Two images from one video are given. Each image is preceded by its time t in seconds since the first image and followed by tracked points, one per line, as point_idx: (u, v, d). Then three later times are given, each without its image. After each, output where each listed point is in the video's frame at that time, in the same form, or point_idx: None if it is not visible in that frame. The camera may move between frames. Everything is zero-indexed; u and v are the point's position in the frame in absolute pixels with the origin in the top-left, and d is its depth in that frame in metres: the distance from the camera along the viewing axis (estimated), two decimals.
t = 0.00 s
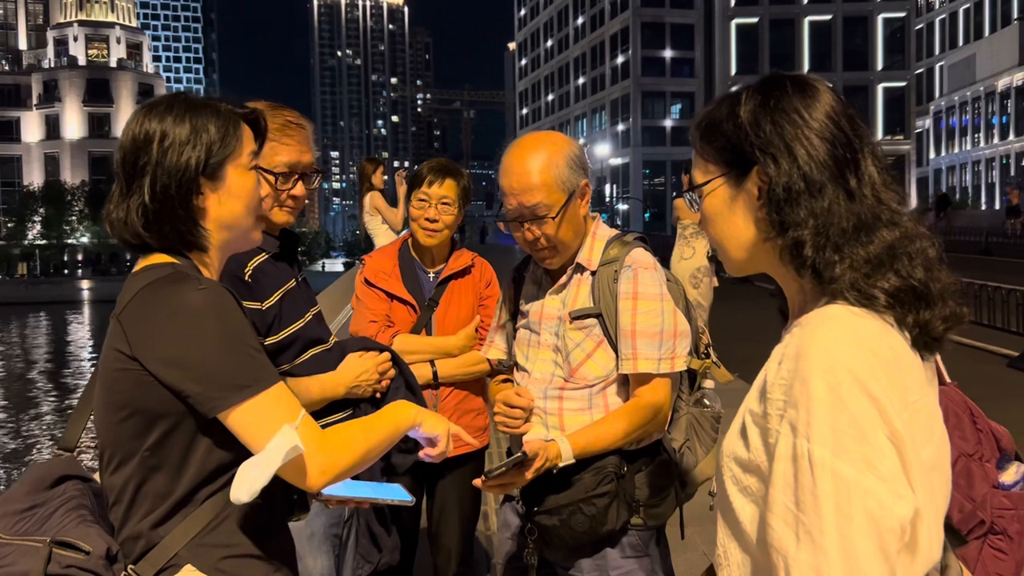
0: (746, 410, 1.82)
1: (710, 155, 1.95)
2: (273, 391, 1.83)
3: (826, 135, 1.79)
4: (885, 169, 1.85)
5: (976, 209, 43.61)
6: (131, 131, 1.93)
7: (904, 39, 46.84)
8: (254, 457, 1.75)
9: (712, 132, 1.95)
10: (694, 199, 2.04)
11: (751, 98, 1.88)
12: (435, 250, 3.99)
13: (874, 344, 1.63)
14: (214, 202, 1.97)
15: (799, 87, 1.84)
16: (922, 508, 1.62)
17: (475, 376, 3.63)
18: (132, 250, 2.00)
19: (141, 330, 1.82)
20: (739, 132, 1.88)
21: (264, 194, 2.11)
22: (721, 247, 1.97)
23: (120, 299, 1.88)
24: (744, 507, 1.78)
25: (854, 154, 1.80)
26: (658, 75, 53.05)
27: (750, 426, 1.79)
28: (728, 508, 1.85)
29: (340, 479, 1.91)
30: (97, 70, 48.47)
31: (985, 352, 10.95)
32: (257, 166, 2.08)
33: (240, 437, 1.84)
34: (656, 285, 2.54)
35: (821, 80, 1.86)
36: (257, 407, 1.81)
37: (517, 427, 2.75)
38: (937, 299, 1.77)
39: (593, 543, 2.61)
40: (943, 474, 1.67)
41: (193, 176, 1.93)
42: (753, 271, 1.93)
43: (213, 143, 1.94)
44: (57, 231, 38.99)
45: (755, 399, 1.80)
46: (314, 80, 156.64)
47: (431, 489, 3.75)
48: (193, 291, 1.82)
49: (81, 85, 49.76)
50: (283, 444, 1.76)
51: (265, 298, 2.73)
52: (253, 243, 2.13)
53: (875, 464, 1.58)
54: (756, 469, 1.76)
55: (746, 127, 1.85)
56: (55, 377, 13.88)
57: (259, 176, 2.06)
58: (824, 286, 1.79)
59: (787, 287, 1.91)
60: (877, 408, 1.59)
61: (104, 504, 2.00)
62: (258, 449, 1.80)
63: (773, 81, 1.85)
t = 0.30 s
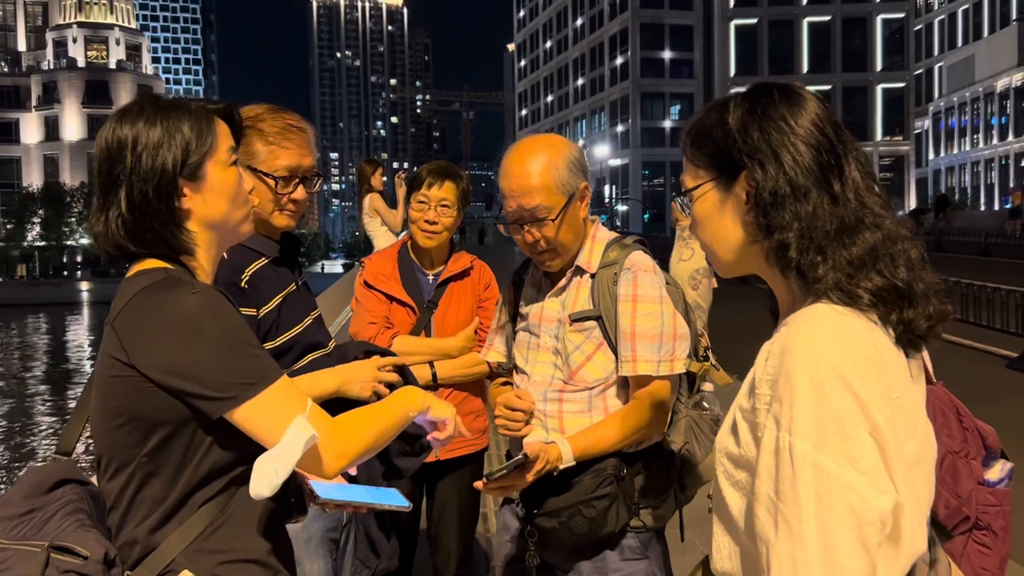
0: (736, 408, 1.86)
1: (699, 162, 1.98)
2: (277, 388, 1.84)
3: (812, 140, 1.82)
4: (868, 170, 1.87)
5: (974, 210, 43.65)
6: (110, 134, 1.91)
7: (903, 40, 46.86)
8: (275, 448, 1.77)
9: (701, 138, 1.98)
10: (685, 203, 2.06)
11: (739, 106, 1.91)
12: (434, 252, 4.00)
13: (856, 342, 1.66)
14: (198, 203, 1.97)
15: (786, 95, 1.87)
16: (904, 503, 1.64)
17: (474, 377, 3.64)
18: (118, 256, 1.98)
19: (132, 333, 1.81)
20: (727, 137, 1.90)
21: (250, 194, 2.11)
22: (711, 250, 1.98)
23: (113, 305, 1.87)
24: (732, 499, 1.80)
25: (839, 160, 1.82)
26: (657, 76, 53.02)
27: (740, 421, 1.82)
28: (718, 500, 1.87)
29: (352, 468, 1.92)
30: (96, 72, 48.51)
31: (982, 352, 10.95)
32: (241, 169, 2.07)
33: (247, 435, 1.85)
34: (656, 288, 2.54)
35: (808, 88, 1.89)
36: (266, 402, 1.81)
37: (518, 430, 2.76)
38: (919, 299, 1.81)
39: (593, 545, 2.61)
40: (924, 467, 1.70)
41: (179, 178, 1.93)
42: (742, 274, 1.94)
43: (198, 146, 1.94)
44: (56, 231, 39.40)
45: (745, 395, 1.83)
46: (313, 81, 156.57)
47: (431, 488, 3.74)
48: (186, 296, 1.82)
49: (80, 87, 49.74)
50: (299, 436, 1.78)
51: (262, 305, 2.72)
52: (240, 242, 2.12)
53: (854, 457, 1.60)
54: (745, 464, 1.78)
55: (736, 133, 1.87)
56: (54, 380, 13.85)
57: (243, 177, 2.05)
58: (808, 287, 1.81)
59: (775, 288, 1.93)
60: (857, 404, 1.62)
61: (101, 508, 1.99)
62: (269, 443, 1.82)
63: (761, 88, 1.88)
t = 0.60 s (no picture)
0: (740, 393, 1.85)
1: (702, 155, 1.97)
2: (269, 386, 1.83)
3: (813, 135, 1.83)
4: (868, 167, 1.87)
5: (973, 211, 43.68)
6: (102, 133, 1.91)
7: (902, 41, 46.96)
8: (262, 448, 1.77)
9: (705, 133, 1.97)
10: (688, 197, 2.06)
11: (743, 101, 1.91)
12: (432, 252, 3.99)
13: (860, 329, 1.68)
14: (193, 202, 1.96)
15: (790, 91, 1.87)
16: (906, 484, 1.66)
17: (472, 377, 3.65)
18: (110, 252, 1.97)
19: (124, 333, 1.81)
20: (730, 132, 1.90)
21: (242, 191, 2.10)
22: (713, 244, 1.98)
23: (106, 304, 1.86)
24: (736, 486, 1.81)
25: (841, 156, 1.83)
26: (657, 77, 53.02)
27: (744, 408, 1.82)
28: (720, 485, 1.87)
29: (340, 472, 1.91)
30: (95, 73, 48.50)
31: (980, 352, 10.96)
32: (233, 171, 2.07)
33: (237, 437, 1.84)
34: (654, 288, 2.53)
35: (811, 86, 1.89)
36: (255, 402, 1.81)
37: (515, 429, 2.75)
38: (919, 291, 1.82)
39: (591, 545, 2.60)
40: (925, 453, 1.71)
41: (172, 177, 1.92)
42: (745, 266, 1.94)
43: (190, 145, 1.93)
44: (55, 232, 39.27)
45: (748, 381, 1.83)
46: (313, 83, 156.52)
47: (430, 487, 3.74)
48: (178, 295, 1.82)
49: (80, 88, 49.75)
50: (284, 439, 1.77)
51: (258, 300, 2.78)
52: (235, 241, 2.12)
53: (862, 439, 1.61)
54: (751, 449, 1.78)
55: (740, 128, 1.88)
56: (52, 381, 13.83)
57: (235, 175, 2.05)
58: (812, 277, 1.82)
59: (778, 280, 1.93)
60: (865, 387, 1.63)
61: (97, 507, 1.99)
62: (258, 445, 1.80)
63: (764, 84, 1.88)
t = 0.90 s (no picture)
0: (740, 385, 1.85)
1: (702, 155, 1.96)
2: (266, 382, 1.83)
3: (813, 134, 1.83)
4: (864, 168, 1.88)
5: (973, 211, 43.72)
6: (107, 130, 1.91)
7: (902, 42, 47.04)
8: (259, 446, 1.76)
9: (706, 132, 1.96)
10: (688, 195, 2.05)
11: (742, 104, 1.91)
12: (431, 253, 3.99)
13: (858, 320, 1.68)
14: (191, 203, 1.96)
15: (788, 94, 1.87)
16: (906, 467, 1.66)
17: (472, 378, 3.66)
18: (107, 249, 1.97)
19: (120, 333, 1.81)
20: (732, 131, 1.90)
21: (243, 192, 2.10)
22: (713, 242, 1.97)
23: (104, 300, 1.86)
24: (739, 478, 1.80)
25: (837, 157, 1.84)
26: (657, 79, 53.05)
27: (745, 399, 1.81)
28: (723, 475, 1.86)
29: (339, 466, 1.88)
30: (95, 74, 48.54)
31: (980, 353, 10.97)
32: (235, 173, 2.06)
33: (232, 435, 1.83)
34: (652, 289, 2.53)
35: (809, 90, 1.89)
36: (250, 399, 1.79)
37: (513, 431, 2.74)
38: (915, 286, 1.83)
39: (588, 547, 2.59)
40: (922, 437, 1.72)
41: (173, 176, 1.91)
42: (744, 266, 1.94)
43: (194, 146, 1.93)
44: (55, 233, 39.26)
45: (749, 372, 1.83)
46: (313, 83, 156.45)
47: (428, 490, 3.74)
48: (169, 296, 1.81)
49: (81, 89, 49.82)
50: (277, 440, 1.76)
51: (265, 287, 2.87)
52: (231, 246, 2.11)
53: (864, 422, 1.61)
54: (752, 439, 1.77)
55: (739, 127, 1.88)
56: (54, 382, 13.83)
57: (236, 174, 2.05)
58: (811, 271, 1.82)
59: (774, 276, 1.93)
60: (867, 376, 1.64)
61: (95, 510, 1.98)
62: (254, 447, 1.79)
63: (764, 88, 1.88)
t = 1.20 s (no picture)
0: (742, 382, 1.84)
1: (696, 158, 1.96)
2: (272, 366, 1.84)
3: (805, 134, 1.83)
4: (856, 166, 1.88)
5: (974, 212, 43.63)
6: (110, 127, 1.91)
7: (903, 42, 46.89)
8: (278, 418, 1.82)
9: (700, 136, 1.95)
10: (683, 199, 2.04)
11: (735, 107, 1.91)
12: (430, 252, 3.99)
13: (858, 317, 1.68)
14: (190, 201, 1.95)
15: (780, 96, 1.88)
16: (909, 457, 1.66)
17: (470, 377, 3.68)
18: (102, 249, 1.96)
19: (115, 337, 1.80)
20: (726, 135, 1.90)
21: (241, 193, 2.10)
22: (710, 244, 1.96)
23: (99, 299, 1.84)
24: (742, 476, 1.79)
25: (828, 156, 1.84)
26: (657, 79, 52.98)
27: (747, 396, 1.81)
28: (727, 475, 1.85)
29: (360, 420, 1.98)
30: (96, 74, 48.50)
31: (980, 353, 10.96)
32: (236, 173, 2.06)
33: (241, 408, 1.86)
34: (651, 289, 2.52)
35: (801, 93, 1.89)
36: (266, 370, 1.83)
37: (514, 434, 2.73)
38: (909, 280, 1.83)
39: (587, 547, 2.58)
40: (925, 428, 1.72)
41: (173, 176, 1.91)
42: (743, 268, 1.93)
43: (194, 144, 1.93)
44: (56, 233, 39.17)
45: (749, 371, 1.82)
46: (313, 82, 156.19)
47: (428, 490, 3.74)
48: (162, 294, 1.81)
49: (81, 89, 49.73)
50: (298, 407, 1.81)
51: (270, 286, 2.83)
52: (228, 246, 2.11)
53: (867, 415, 1.61)
54: (755, 437, 1.77)
55: (733, 129, 1.88)
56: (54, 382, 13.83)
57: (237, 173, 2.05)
58: (809, 269, 1.81)
59: (772, 276, 1.92)
60: (871, 370, 1.63)
61: (93, 508, 1.97)
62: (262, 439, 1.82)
63: (756, 91, 1.89)
